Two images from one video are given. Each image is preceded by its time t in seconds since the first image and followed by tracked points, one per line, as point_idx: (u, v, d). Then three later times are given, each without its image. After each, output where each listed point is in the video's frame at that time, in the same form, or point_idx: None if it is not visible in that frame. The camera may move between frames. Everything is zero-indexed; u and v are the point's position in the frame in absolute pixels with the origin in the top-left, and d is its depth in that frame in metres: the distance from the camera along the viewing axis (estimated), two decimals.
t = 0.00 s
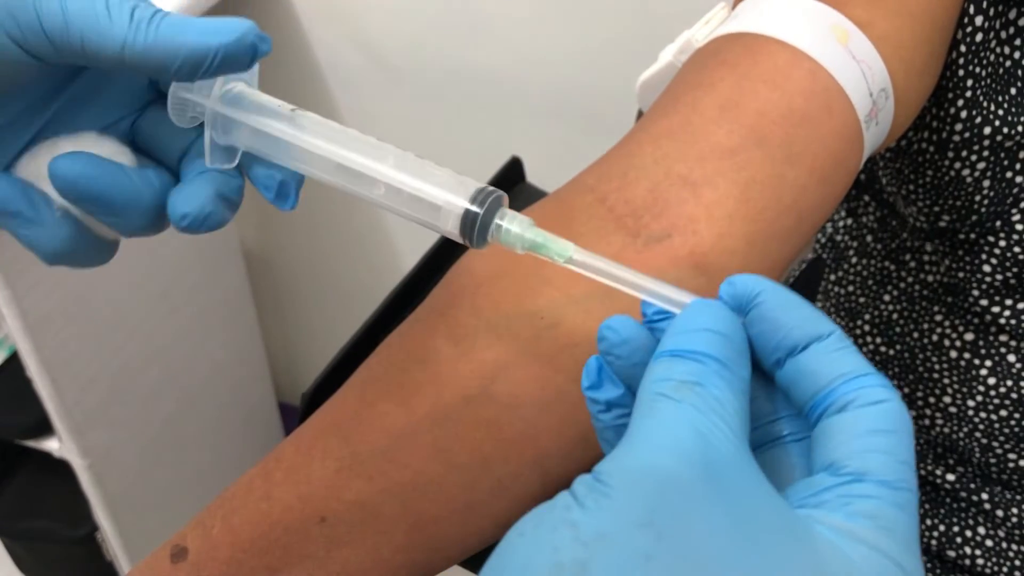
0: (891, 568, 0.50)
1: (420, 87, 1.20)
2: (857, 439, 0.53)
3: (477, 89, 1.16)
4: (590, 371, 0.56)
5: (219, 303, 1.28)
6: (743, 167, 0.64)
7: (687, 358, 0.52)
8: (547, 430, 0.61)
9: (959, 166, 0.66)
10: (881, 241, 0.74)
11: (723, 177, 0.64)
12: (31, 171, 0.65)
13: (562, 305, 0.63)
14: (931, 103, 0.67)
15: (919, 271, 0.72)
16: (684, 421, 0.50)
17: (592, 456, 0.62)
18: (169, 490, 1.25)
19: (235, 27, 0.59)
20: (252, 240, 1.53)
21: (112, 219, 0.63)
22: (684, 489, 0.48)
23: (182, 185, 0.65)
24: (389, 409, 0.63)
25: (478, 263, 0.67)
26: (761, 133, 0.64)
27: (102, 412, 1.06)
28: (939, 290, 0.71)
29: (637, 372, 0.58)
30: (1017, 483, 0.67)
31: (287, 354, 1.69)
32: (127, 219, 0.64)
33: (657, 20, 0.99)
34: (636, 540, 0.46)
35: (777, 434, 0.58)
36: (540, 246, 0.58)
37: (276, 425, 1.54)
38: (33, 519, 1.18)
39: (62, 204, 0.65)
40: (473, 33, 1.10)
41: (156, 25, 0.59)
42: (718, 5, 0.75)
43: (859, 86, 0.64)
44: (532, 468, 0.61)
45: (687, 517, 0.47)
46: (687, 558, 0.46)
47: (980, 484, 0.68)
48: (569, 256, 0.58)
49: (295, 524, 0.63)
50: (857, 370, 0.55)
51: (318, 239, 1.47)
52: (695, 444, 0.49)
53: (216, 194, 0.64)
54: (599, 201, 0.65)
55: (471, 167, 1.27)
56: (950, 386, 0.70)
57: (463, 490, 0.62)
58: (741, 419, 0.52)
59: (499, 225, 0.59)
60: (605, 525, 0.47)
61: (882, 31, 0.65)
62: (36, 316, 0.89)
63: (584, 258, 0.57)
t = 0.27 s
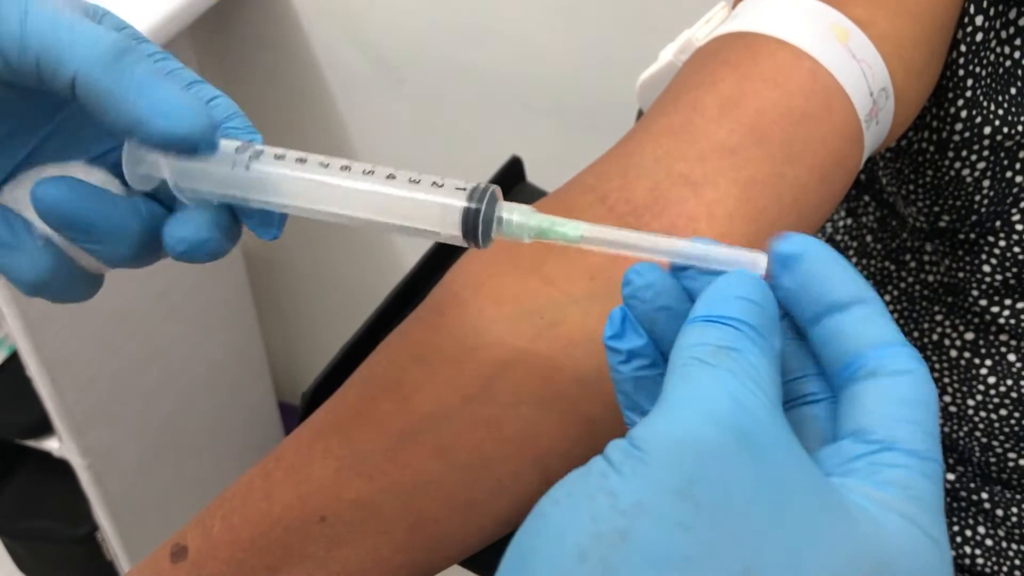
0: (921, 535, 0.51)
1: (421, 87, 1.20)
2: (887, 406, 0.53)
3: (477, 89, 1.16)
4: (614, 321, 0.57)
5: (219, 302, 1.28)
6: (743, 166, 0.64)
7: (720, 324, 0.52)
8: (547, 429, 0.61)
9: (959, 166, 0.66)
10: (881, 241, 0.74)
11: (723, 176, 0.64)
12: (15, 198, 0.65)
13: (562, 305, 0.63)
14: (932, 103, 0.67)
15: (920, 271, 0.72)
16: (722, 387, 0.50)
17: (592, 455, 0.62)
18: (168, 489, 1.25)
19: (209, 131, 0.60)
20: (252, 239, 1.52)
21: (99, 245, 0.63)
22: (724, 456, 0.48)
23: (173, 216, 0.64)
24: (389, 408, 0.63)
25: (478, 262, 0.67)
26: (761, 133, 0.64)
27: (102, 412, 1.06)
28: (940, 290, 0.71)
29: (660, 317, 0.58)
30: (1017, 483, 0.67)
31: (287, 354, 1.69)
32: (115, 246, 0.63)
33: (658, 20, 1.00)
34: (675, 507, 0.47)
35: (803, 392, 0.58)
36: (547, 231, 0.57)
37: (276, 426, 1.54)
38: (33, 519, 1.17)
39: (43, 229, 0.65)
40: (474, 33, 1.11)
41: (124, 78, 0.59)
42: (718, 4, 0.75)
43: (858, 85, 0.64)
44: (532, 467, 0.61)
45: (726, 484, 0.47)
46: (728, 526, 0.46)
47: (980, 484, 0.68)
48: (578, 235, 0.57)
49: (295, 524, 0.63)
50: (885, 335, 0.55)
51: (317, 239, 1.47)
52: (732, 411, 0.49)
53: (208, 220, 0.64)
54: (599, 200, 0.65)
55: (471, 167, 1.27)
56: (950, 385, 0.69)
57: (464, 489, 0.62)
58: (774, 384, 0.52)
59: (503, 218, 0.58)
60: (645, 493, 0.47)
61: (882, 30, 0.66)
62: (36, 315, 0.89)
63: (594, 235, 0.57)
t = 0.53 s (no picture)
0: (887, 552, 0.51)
1: (422, 87, 1.20)
2: (847, 421, 0.54)
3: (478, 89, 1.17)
4: (574, 346, 0.55)
5: (220, 302, 1.27)
6: (745, 165, 0.64)
7: (687, 324, 0.52)
8: (549, 429, 0.61)
9: (961, 166, 0.66)
10: (883, 241, 0.74)
11: (725, 176, 0.64)
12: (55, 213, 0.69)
13: (563, 305, 0.63)
14: (934, 102, 0.67)
15: (922, 271, 0.72)
16: (694, 403, 0.49)
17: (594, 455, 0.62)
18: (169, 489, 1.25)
19: (206, 267, 0.61)
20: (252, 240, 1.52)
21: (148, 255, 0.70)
22: (701, 477, 0.47)
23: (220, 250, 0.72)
24: (391, 408, 0.63)
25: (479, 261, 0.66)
26: (763, 133, 0.64)
27: (104, 411, 1.06)
28: (942, 290, 0.71)
29: (617, 336, 0.56)
30: (1019, 482, 0.67)
31: (287, 355, 1.69)
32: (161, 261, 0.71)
33: (658, 20, 1.00)
34: (654, 533, 0.46)
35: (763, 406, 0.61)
36: (548, 260, 0.57)
37: (276, 426, 1.54)
38: (35, 519, 1.17)
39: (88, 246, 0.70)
40: (475, 33, 1.11)
41: (119, 219, 0.59)
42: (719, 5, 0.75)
43: (861, 85, 0.64)
44: (534, 466, 0.61)
45: (700, 505, 0.47)
46: (704, 551, 0.46)
47: (981, 484, 0.68)
48: (577, 262, 0.56)
49: (297, 524, 0.63)
50: (842, 348, 0.56)
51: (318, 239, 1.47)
52: (707, 429, 0.48)
53: (256, 251, 0.73)
54: (600, 200, 0.65)
55: (472, 167, 1.27)
56: (951, 384, 0.70)
57: (466, 488, 0.62)
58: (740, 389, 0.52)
59: (503, 250, 0.58)
60: (624, 518, 0.46)
61: (884, 30, 0.66)
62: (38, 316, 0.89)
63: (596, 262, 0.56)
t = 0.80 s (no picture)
0: (893, 523, 0.51)
1: (422, 87, 1.20)
2: (852, 394, 0.54)
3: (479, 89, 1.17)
4: (578, 345, 0.55)
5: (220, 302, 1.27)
6: (746, 166, 0.64)
7: (701, 299, 0.52)
8: (550, 428, 0.61)
9: (962, 166, 0.66)
10: (884, 241, 0.74)
11: (727, 176, 0.64)
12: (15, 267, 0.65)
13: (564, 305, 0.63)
14: (935, 102, 0.67)
15: (923, 270, 0.72)
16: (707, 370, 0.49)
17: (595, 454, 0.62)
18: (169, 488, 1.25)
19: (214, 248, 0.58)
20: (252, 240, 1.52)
21: (95, 329, 0.65)
22: (712, 443, 0.47)
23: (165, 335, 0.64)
24: (393, 407, 0.63)
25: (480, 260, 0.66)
26: (764, 133, 0.64)
27: (104, 411, 1.06)
28: (944, 290, 0.71)
29: (623, 338, 0.57)
30: (1019, 481, 0.67)
31: (288, 355, 1.69)
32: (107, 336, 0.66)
33: (658, 21, 1.00)
34: (665, 494, 0.45)
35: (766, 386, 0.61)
36: (554, 272, 0.55)
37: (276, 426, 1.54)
38: (36, 519, 1.19)
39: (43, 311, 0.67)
40: (476, 33, 1.11)
41: (114, 200, 0.57)
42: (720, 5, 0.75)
43: (861, 85, 0.64)
44: (535, 466, 0.61)
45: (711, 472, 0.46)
46: (716, 513, 0.45)
47: (982, 483, 0.68)
48: (585, 271, 0.55)
49: (297, 523, 0.63)
50: (846, 324, 0.56)
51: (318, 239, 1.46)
52: (720, 397, 0.48)
53: (204, 332, 0.64)
54: (601, 200, 0.65)
55: (473, 167, 1.27)
56: (952, 383, 0.70)
57: (467, 487, 0.62)
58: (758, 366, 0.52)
59: (505, 268, 0.57)
60: (636, 479, 0.45)
61: (884, 31, 0.66)
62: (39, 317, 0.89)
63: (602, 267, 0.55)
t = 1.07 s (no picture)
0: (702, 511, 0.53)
1: (422, 87, 1.20)
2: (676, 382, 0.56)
3: (479, 89, 1.17)
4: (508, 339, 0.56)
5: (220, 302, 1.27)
6: (746, 166, 0.64)
7: (574, 274, 0.53)
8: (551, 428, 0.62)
9: (961, 166, 0.66)
10: (883, 241, 0.73)
11: (727, 176, 0.64)
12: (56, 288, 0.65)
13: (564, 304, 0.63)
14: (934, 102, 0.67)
15: (923, 270, 0.71)
16: (584, 348, 0.50)
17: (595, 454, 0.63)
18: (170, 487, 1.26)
19: (261, 275, 0.59)
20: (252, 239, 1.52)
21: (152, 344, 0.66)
22: (576, 433, 0.48)
23: (221, 354, 0.66)
24: (393, 407, 0.63)
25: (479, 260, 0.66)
26: (763, 133, 0.64)
27: (104, 412, 1.06)
28: (944, 290, 0.70)
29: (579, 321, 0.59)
30: (1018, 480, 0.68)
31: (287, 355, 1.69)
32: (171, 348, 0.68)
33: (657, 21, 1.00)
34: (522, 485, 0.46)
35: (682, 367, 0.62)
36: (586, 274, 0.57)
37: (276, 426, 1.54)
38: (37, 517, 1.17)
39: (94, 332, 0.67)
40: (476, 33, 1.11)
41: (154, 242, 0.57)
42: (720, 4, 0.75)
43: (862, 86, 0.64)
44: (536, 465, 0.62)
45: (576, 465, 0.47)
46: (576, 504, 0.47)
47: (981, 482, 0.69)
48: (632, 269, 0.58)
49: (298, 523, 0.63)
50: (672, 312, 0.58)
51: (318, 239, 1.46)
52: (590, 387, 0.49)
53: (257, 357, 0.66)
54: (601, 201, 0.65)
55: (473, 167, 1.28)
56: (953, 383, 0.70)
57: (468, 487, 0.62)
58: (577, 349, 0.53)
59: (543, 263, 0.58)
60: (495, 469, 0.46)
61: (884, 31, 0.66)
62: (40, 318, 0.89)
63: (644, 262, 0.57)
